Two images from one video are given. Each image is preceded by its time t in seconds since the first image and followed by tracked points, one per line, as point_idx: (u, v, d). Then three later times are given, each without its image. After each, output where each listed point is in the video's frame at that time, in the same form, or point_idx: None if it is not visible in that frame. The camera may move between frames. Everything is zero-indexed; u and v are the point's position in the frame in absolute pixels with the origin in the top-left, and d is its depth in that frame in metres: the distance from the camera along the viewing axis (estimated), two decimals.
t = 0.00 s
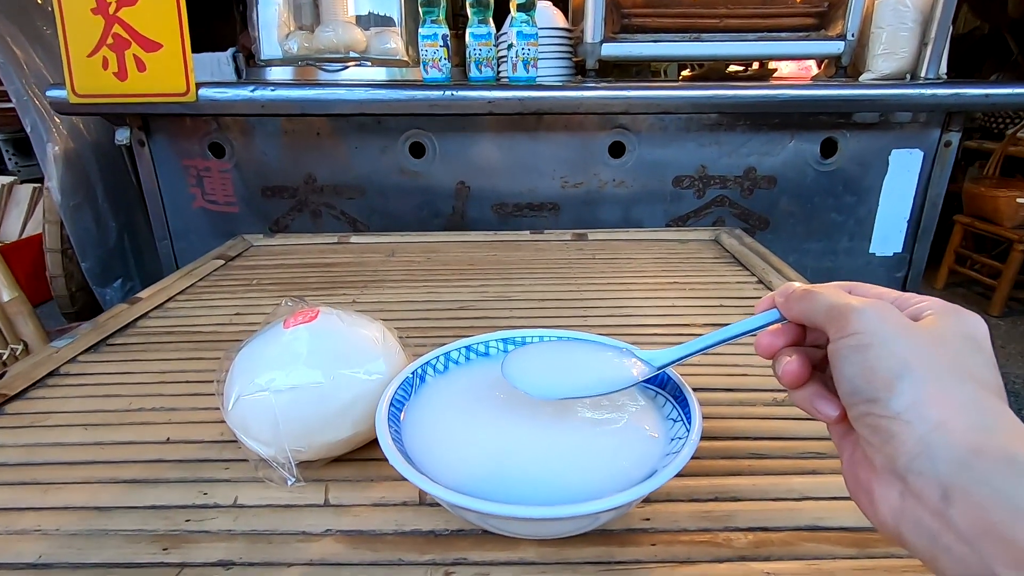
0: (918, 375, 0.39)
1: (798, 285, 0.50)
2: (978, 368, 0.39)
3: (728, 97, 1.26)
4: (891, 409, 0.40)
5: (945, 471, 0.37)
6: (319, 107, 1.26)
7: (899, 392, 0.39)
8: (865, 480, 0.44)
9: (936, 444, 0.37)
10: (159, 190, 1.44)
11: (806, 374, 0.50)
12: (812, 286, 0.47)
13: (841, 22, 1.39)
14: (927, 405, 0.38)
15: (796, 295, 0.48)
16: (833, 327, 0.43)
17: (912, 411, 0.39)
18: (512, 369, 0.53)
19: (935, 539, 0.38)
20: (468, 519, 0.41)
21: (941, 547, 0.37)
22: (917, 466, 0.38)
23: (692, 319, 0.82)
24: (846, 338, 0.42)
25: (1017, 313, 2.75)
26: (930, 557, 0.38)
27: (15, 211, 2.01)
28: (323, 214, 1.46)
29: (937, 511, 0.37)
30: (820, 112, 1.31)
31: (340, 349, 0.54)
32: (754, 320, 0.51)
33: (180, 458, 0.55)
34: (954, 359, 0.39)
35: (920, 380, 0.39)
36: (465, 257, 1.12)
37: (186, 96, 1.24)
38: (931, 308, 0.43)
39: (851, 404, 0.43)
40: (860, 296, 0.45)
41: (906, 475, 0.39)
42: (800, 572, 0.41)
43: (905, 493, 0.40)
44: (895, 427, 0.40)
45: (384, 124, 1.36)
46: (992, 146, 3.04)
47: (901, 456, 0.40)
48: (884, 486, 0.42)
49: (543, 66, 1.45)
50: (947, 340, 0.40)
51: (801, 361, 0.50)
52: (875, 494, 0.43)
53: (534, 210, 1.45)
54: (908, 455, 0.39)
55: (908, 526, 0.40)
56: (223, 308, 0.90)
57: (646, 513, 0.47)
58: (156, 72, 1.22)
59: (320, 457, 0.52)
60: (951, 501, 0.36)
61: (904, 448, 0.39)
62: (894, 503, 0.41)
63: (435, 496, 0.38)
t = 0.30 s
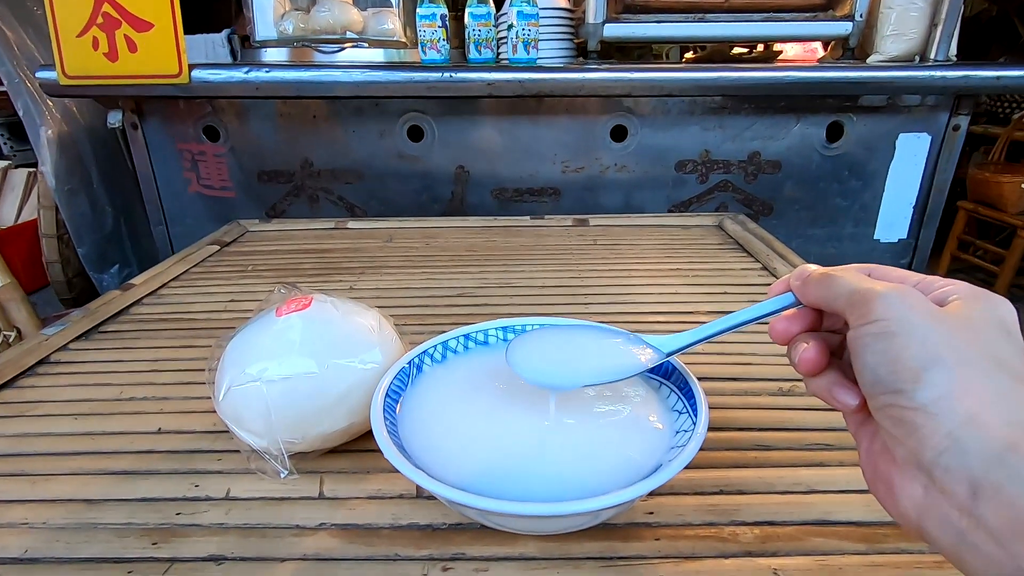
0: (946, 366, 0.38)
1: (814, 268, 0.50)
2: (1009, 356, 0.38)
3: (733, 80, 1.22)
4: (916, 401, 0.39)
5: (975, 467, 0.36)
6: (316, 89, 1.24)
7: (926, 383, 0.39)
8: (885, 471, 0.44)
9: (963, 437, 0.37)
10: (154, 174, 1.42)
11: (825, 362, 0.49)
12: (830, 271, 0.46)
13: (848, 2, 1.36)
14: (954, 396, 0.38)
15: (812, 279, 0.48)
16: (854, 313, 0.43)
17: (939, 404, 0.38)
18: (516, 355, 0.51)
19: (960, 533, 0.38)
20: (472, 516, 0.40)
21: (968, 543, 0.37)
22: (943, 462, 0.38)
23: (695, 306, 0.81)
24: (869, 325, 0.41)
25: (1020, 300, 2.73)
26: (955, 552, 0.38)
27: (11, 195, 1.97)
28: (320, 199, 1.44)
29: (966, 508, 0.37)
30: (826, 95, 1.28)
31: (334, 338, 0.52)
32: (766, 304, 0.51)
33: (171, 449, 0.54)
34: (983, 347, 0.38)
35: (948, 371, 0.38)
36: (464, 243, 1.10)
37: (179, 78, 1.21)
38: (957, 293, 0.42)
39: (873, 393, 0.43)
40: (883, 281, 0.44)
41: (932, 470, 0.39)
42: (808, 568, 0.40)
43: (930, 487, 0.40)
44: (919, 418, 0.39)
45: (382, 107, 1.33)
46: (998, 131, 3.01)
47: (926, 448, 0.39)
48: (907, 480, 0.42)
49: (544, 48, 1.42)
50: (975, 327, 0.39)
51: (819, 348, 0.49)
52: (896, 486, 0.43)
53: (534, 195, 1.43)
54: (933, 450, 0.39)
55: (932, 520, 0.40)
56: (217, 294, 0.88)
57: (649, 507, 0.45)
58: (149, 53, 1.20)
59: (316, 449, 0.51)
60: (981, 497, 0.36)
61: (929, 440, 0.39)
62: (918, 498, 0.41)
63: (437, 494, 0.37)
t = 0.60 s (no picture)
0: (967, 351, 0.38)
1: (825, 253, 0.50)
2: None
3: (739, 66, 1.20)
4: (936, 388, 0.39)
5: (998, 455, 0.36)
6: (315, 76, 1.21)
7: (946, 370, 0.39)
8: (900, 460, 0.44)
9: (985, 424, 0.37)
10: (150, 162, 1.40)
11: (837, 348, 0.50)
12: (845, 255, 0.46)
13: None
14: (977, 382, 0.37)
15: (826, 264, 0.47)
16: (870, 298, 0.43)
17: (959, 391, 0.38)
18: (519, 343, 0.50)
19: (980, 524, 0.37)
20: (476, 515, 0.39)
21: (988, 535, 0.37)
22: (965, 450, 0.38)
23: (700, 297, 0.79)
24: (886, 310, 0.41)
25: None
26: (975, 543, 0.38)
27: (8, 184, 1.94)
28: (319, 187, 1.42)
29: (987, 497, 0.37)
30: (834, 82, 1.26)
31: (333, 329, 0.51)
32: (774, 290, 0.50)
33: (167, 443, 0.53)
34: (1005, 332, 0.38)
35: (969, 356, 0.38)
36: (464, 232, 1.08)
37: (175, 63, 1.19)
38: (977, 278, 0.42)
39: (890, 380, 0.43)
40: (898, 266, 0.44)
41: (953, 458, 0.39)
42: (821, 568, 0.39)
43: (949, 476, 0.39)
44: (939, 405, 0.39)
45: (381, 94, 1.31)
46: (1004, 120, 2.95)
47: (946, 435, 0.39)
48: (925, 470, 0.41)
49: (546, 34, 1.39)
50: (996, 312, 0.39)
51: (832, 334, 0.50)
52: (912, 476, 0.42)
53: (536, 184, 1.41)
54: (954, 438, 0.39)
55: (950, 511, 0.39)
56: (214, 285, 0.87)
57: (656, 504, 0.44)
58: (144, 39, 1.17)
59: (315, 443, 0.50)
60: (1003, 485, 0.36)
61: (950, 428, 0.39)
62: (935, 488, 0.40)
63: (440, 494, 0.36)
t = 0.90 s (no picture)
0: (980, 334, 0.38)
1: (832, 234, 0.49)
2: None
3: (743, 56, 1.18)
4: (948, 372, 0.39)
5: (1011, 442, 0.36)
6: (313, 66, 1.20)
7: (958, 354, 0.38)
8: (908, 446, 0.44)
9: (998, 411, 0.36)
10: (147, 153, 1.39)
11: (843, 332, 0.50)
12: (853, 237, 0.45)
13: None
14: (990, 367, 0.37)
15: (834, 245, 0.47)
16: (880, 280, 0.42)
17: (972, 376, 0.37)
18: (519, 330, 0.50)
19: (989, 513, 0.37)
20: (475, 513, 0.39)
21: (997, 523, 0.37)
22: (977, 436, 0.38)
23: (701, 290, 0.79)
24: (896, 293, 0.41)
25: None
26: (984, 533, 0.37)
27: (5, 176, 1.92)
28: (317, 179, 1.41)
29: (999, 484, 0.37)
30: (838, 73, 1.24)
31: (327, 324, 0.50)
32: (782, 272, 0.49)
33: (160, 437, 0.52)
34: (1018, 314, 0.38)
35: (983, 340, 0.37)
36: (463, 225, 1.07)
37: (171, 53, 1.18)
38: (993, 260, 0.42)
39: (899, 364, 0.43)
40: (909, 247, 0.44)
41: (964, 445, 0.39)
42: (824, 567, 0.38)
43: (959, 463, 0.39)
44: (951, 389, 0.39)
45: (379, 84, 1.30)
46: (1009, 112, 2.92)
47: (956, 421, 0.39)
48: (934, 455, 0.41)
49: (547, 23, 1.38)
50: (1011, 293, 0.38)
51: (839, 318, 0.50)
52: (920, 463, 0.42)
53: (536, 176, 1.40)
54: (965, 424, 0.38)
55: (958, 497, 0.39)
56: (210, 278, 0.86)
57: (656, 501, 0.44)
58: (139, 28, 1.16)
59: (310, 438, 0.49)
60: (1015, 474, 0.36)
61: (961, 413, 0.38)
62: (944, 474, 0.40)
63: (439, 493, 0.35)
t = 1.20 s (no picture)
0: (992, 322, 0.38)
1: (837, 218, 0.49)
2: None
3: (745, 48, 1.17)
4: (958, 361, 0.39)
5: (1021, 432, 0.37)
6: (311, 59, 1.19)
7: (969, 342, 0.39)
8: (916, 436, 0.44)
9: (1009, 400, 0.37)
10: (145, 147, 1.38)
11: (849, 319, 0.50)
12: (861, 222, 0.45)
13: None
14: (1000, 355, 0.37)
15: (841, 231, 0.46)
16: (888, 266, 0.42)
17: (982, 365, 0.38)
18: (526, 325, 0.49)
19: (1000, 503, 0.38)
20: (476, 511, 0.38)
21: (1008, 514, 0.37)
22: (987, 427, 0.38)
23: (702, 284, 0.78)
24: (905, 279, 0.41)
25: None
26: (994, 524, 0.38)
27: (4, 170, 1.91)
28: (316, 172, 1.40)
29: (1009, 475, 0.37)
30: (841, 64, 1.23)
31: (324, 318, 0.50)
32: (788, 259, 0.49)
33: (156, 433, 0.51)
34: None
35: (994, 327, 0.38)
36: (463, 219, 1.06)
37: (168, 46, 1.17)
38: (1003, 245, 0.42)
39: (907, 352, 0.43)
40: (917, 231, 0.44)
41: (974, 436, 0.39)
42: (825, 564, 0.38)
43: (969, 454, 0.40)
44: (960, 378, 0.39)
45: (378, 77, 1.29)
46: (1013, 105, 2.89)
47: (967, 411, 0.40)
48: (943, 446, 0.42)
49: (548, 15, 1.36)
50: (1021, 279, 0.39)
51: (845, 305, 0.50)
52: (929, 453, 0.43)
53: (536, 169, 1.39)
54: (975, 414, 0.39)
55: (966, 487, 0.40)
56: (209, 272, 0.86)
57: (655, 497, 0.43)
58: (136, 20, 1.15)
59: (308, 434, 0.49)
60: None
61: (971, 403, 0.39)
62: (954, 464, 0.41)
63: (435, 491, 0.34)
